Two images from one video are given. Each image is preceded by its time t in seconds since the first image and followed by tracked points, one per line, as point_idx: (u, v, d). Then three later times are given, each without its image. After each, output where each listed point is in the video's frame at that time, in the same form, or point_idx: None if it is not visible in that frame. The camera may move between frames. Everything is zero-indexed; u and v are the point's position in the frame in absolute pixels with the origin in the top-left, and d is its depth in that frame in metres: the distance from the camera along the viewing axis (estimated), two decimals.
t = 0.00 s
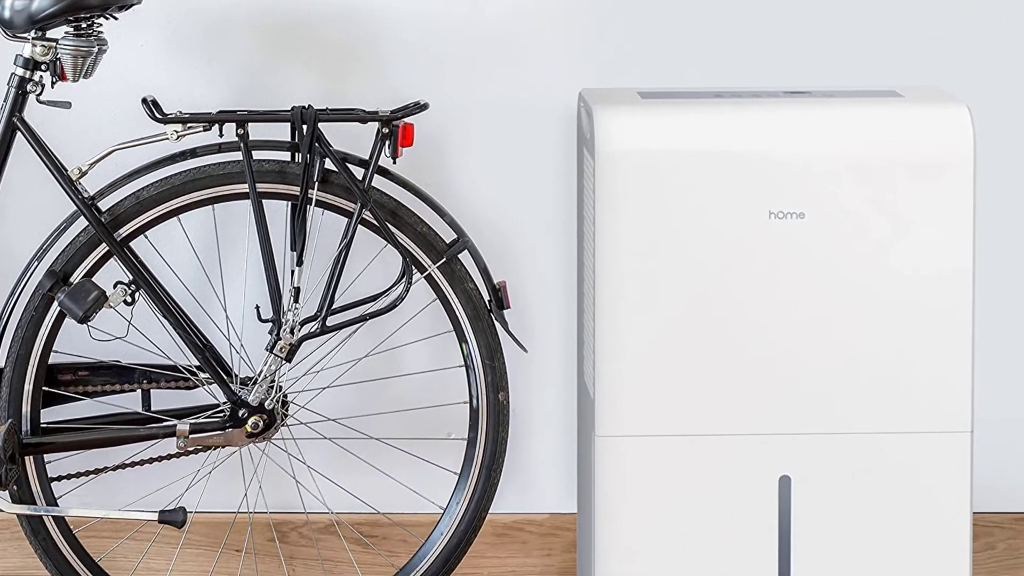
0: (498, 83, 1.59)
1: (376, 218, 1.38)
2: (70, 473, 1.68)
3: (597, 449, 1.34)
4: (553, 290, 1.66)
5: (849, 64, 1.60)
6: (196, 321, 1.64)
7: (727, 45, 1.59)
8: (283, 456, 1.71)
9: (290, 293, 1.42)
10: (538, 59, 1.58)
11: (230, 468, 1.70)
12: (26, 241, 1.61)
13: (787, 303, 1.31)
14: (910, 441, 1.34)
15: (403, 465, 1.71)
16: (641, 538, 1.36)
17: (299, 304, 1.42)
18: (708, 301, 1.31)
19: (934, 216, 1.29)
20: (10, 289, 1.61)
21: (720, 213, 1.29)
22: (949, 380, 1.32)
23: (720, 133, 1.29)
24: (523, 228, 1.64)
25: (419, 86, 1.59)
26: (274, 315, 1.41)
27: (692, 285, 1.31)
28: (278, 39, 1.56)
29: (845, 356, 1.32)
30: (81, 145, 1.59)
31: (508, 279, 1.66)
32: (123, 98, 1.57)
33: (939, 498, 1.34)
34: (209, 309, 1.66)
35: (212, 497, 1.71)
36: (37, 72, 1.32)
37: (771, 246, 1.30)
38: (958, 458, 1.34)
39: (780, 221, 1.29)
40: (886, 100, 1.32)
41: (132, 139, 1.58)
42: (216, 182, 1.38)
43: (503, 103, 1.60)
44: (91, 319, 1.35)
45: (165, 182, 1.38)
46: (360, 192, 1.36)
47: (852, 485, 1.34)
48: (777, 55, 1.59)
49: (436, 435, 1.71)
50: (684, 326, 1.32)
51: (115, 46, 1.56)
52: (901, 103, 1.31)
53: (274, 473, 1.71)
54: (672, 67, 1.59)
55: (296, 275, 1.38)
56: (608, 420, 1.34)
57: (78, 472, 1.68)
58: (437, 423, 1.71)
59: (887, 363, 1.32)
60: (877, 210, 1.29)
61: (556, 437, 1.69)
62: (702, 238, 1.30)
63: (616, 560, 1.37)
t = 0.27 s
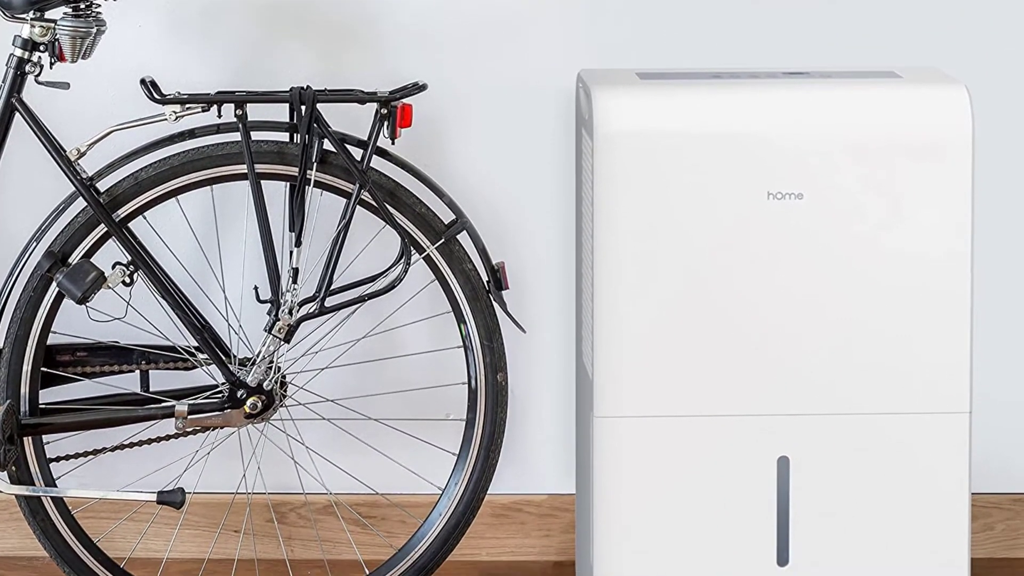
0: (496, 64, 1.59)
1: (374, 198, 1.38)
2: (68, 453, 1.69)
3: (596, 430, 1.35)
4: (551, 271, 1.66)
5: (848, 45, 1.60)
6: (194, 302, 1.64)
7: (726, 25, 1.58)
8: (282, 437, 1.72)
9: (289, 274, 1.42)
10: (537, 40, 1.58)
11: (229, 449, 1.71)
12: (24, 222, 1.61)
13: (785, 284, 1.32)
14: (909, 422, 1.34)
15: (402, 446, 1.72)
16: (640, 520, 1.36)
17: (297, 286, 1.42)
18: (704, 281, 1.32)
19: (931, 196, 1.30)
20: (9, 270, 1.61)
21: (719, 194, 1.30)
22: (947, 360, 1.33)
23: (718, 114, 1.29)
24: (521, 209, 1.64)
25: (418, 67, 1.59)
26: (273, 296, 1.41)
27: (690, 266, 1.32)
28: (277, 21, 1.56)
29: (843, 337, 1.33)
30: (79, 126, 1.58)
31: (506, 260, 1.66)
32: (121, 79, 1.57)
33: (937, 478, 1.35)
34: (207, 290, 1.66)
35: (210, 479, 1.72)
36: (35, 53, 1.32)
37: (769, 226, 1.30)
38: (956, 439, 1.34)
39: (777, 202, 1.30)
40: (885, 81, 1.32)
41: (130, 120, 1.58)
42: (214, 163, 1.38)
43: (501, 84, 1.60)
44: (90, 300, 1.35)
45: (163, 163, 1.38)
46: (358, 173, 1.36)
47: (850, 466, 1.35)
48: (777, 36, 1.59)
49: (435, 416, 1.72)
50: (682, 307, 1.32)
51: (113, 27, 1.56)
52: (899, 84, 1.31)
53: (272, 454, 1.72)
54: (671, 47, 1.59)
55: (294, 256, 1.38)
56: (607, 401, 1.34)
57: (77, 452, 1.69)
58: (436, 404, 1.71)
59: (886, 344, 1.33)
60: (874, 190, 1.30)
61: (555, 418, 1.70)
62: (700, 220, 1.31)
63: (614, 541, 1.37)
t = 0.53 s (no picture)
0: (495, 46, 1.59)
1: (373, 180, 1.38)
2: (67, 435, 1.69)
3: (595, 412, 1.35)
4: (550, 254, 1.66)
5: (847, 26, 1.59)
6: (193, 284, 1.65)
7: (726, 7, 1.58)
8: (281, 420, 1.72)
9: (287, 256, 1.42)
10: (536, 22, 1.58)
11: (227, 431, 1.71)
12: (23, 205, 1.62)
13: (784, 266, 1.32)
14: (907, 404, 1.35)
15: (400, 428, 1.73)
16: (638, 502, 1.36)
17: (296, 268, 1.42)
18: (702, 263, 1.32)
19: (929, 178, 1.30)
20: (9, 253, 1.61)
21: (717, 176, 1.30)
22: (945, 341, 1.33)
23: (718, 96, 1.29)
24: (520, 191, 1.64)
25: (417, 49, 1.59)
26: (272, 278, 1.42)
27: (688, 249, 1.32)
28: (276, 2, 1.56)
29: (841, 319, 1.33)
30: (78, 109, 1.58)
31: (505, 242, 1.66)
32: (120, 61, 1.57)
33: (934, 459, 1.35)
34: (206, 272, 1.66)
35: (209, 462, 1.72)
36: (34, 35, 1.32)
37: (768, 208, 1.31)
38: (953, 420, 1.35)
39: (776, 183, 1.30)
40: (884, 63, 1.32)
41: (129, 102, 1.57)
42: (212, 145, 1.38)
43: (500, 66, 1.60)
44: (88, 283, 1.36)
45: (162, 145, 1.38)
46: (357, 155, 1.36)
47: (847, 448, 1.35)
48: (777, 18, 1.59)
49: (433, 398, 1.72)
50: (680, 289, 1.33)
51: (112, 9, 1.55)
52: (898, 66, 1.32)
53: (271, 436, 1.72)
54: (671, 29, 1.58)
55: (293, 239, 1.38)
56: (605, 383, 1.34)
57: (75, 435, 1.70)
58: (434, 386, 1.72)
59: (884, 326, 1.33)
60: (873, 172, 1.30)
61: (554, 400, 1.70)
62: (698, 202, 1.31)
63: (612, 522, 1.37)
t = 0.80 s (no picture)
0: (493, 30, 1.59)
1: (372, 164, 1.38)
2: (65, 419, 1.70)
3: (594, 396, 1.35)
4: (549, 237, 1.66)
5: (847, 10, 1.59)
6: (191, 268, 1.65)
7: None
8: (279, 403, 1.73)
9: (286, 240, 1.42)
10: (535, 5, 1.58)
11: (226, 414, 1.72)
12: (22, 189, 1.62)
13: (783, 249, 1.32)
14: (906, 387, 1.35)
15: (399, 412, 1.73)
16: (638, 485, 1.37)
17: (294, 251, 1.42)
18: (701, 247, 1.32)
19: (928, 161, 1.31)
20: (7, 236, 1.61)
21: (716, 160, 1.30)
22: (943, 325, 1.34)
23: (717, 79, 1.30)
24: (519, 174, 1.64)
25: (416, 32, 1.58)
26: (271, 262, 1.42)
27: (687, 232, 1.32)
28: None
29: (840, 302, 1.34)
30: (77, 92, 1.58)
31: (503, 226, 1.66)
32: (119, 45, 1.57)
33: (932, 442, 1.36)
34: (205, 256, 1.66)
35: (208, 445, 1.73)
36: (33, 18, 1.31)
37: (768, 192, 1.31)
38: (952, 403, 1.35)
39: (776, 166, 1.31)
40: (883, 46, 1.33)
41: (128, 86, 1.57)
42: (211, 128, 1.38)
43: (499, 50, 1.60)
44: (87, 266, 1.36)
45: (161, 128, 1.38)
46: (356, 139, 1.36)
47: (845, 431, 1.36)
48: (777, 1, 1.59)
49: (432, 382, 1.73)
50: (679, 273, 1.33)
51: None
52: (897, 49, 1.32)
53: (269, 420, 1.73)
54: (671, 11, 1.58)
55: (292, 222, 1.38)
56: (604, 366, 1.35)
57: (73, 418, 1.70)
58: (433, 369, 1.72)
59: (884, 309, 1.34)
60: (873, 156, 1.31)
61: (553, 383, 1.71)
62: (697, 186, 1.31)
63: (611, 506, 1.37)
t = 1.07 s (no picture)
0: (492, 16, 1.59)
1: (371, 149, 1.39)
2: (64, 404, 1.70)
3: (593, 381, 1.36)
4: (548, 223, 1.66)
5: None
6: (190, 253, 1.65)
7: None
8: (278, 388, 1.73)
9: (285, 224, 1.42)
10: None
11: (225, 399, 1.72)
12: (22, 174, 1.62)
13: (782, 233, 1.33)
14: (905, 372, 1.36)
15: (398, 397, 1.74)
16: (637, 470, 1.37)
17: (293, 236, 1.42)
18: (700, 232, 1.33)
19: (927, 146, 1.31)
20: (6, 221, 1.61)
21: (715, 145, 1.31)
22: (942, 309, 1.34)
23: (716, 65, 1.30)
24: (518, 160, 1.64)
25: (415, 17, 1.59)
26: (270, 247, 1.42)
27: (686, 216, 1.32)
28: None
29: (839, 287, 1.34)
30: (76, 77, 1.58)
31: (502, 211, 1.66)
32: (117, 30, 1.57)
33: (931, 427, 1.36)
34: (203, 241, 1.66)
35: (207, 430, 1.74)
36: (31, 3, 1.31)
37: (766, 177, 1.31)
38: (951, 388, 1.36)
39: (775, 151, 1.31)
40: (882, 31, 1.33)
41: (127, 71, 1.57)
42: (210, 113, 1.38)
43: (497, 35, 1.60)
44: (86, 251, 1.36)
45: (159, 113, 1.38)
46: (354, 124, 1.36)
47: (843, 417, 1.36)
48: None
49: (430, 366, 1.73)
50: (678, 258, 1.33)
51: None
52: (896, 34, 1.32)
53: (268, 405, 1.73)
54: None
55: (291, 207, 1.38)
56: (602, 351, 1.35)
57: (72, 403, 1.71)
58: (432, 354, 1.73)
59: (883, 294, 1.34)
60: (872, 140, 1.31)
61: (551, 368, 1.71)
62: (695, 171, 1.31)
63: (610, 490, 1.38)
